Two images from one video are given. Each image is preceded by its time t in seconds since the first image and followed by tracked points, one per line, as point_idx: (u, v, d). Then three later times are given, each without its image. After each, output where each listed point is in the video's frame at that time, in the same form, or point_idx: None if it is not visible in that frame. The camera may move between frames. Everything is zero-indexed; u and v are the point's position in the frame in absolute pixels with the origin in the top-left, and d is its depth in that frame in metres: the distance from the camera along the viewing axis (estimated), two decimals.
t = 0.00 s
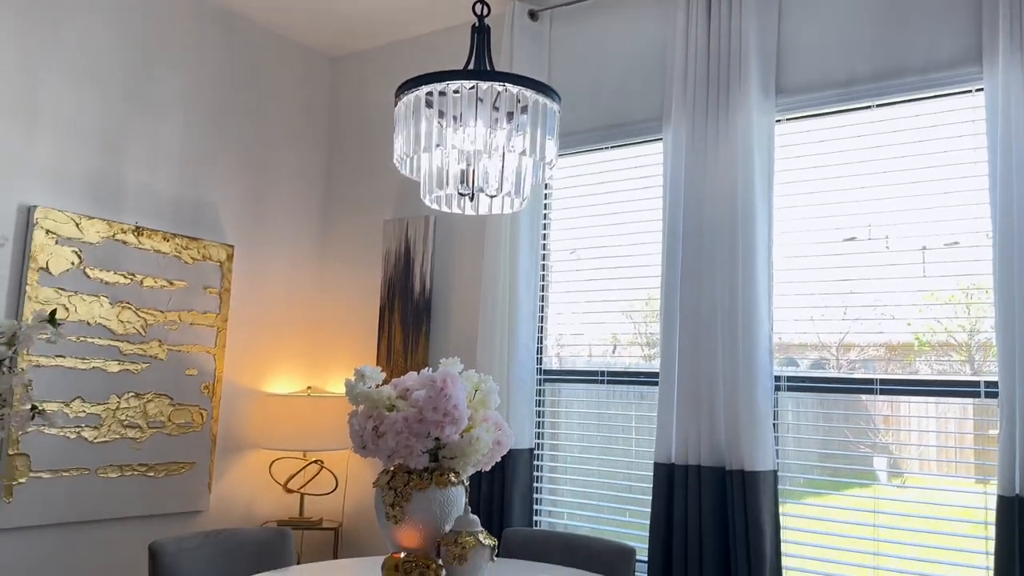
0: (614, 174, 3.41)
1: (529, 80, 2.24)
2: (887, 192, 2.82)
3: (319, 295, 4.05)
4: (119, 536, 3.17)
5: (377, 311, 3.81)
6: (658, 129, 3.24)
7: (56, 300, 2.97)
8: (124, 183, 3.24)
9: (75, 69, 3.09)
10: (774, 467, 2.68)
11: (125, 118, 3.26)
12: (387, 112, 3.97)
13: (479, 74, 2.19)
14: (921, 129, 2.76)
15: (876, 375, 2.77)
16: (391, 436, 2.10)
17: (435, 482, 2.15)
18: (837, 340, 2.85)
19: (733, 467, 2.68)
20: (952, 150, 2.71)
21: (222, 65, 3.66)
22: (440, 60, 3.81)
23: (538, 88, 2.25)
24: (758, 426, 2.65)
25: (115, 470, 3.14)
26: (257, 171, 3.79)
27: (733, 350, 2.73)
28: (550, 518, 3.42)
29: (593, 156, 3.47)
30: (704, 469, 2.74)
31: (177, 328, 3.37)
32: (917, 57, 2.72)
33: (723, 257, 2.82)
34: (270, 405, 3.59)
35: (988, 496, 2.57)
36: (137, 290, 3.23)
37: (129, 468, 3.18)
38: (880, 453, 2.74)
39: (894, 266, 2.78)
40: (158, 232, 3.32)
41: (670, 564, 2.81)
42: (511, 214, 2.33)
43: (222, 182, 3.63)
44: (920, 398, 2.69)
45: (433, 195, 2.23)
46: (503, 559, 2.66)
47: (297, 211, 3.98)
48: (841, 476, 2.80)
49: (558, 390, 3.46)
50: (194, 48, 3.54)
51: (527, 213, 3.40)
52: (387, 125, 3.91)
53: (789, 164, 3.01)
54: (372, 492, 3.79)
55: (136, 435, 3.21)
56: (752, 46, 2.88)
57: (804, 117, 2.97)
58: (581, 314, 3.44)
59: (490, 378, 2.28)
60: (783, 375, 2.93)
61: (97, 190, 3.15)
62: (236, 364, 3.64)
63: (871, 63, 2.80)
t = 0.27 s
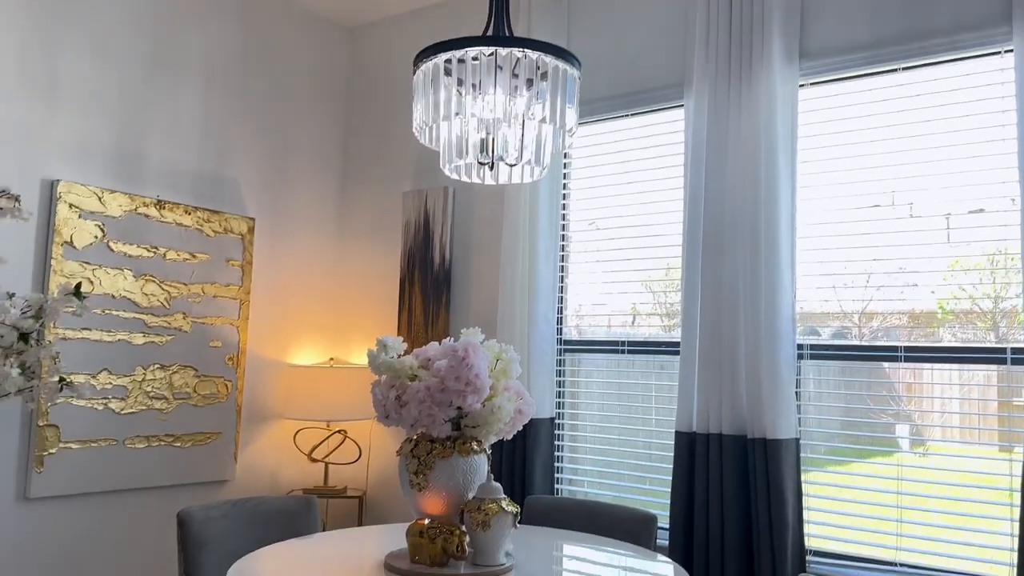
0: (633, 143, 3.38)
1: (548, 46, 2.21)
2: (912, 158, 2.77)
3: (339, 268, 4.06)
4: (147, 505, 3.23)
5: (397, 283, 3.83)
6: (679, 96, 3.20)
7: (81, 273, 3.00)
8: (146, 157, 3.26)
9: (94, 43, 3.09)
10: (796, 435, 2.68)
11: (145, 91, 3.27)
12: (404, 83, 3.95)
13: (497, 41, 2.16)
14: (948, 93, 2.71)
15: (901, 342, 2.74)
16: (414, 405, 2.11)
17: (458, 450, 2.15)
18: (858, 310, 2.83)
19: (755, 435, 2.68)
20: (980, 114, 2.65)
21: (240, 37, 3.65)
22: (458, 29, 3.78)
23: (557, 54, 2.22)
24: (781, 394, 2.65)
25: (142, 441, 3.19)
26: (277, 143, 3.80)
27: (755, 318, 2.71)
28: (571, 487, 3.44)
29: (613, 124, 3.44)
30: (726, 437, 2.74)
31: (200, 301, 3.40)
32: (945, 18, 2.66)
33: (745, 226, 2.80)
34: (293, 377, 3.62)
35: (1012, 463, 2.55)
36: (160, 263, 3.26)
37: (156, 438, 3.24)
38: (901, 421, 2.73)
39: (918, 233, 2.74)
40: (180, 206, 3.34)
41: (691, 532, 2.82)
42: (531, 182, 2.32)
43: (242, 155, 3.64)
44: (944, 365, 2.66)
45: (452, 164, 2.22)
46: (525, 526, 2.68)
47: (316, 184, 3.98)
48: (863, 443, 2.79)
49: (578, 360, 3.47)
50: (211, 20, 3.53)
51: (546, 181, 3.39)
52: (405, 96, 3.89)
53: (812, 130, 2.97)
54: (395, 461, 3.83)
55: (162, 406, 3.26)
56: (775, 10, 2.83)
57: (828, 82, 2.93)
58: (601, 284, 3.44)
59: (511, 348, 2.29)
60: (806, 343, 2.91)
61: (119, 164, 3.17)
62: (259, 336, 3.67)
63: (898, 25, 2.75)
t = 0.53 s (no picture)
0: (649, 112, 3.35)
1: (565, 11, 2.19)
2: (934, 124, 2.73)
3: (355, 241, 4.06)
4: (171, 475, 3.28)
5: (414, 255, 3.83)
6: (697, 64, 3.16)
7: (102, 247, 3.03)
8: (162, 131, 3.26)
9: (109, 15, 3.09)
10: (816, 404, 2.67)
11: (160, 64, 3.27)
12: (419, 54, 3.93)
13: (514, 6, 2.15)
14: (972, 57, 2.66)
15: (923, 310, 2.71)
16: (432, 375, 2.12)
17: (477, 419, 2.16)
18: (878, 281, 2.80)
19: (774, 404, 2.67)
20: (1005, 79, 2.61)
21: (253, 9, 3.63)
22: None
23: (575, 19, 2.20)
24: (800, 362, 2.63)
25: (165, 412, 3.23)
26: (293, 115, 3.79)
27: (775, 286, 2.70)
28: (589, 456, 3.46)
29: (629, 93, 3.41)
30: (744, 406, 2.73)
31: (220, 274, 3.43)
32: None
33: (765, 195, 2.76)
34: (312, 350, 3.65)
35: None
36: (179, 236, 3.28)
37: (178, 409, 3.28)
38: (921, 390, 2.71)
39: (939, 201, 2.70)
40: (197, 179, 3.35)
41: (709, 501, 2.83)
42: (548, 151, 2.31)
43: (258, 128, 3.64)
44: (965, 333, 2.63)
45: (469, 134, 2.20)
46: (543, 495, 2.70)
47: (332, 157, 3.98)
48: (882, 412, 2.78)
49: (595, 331, 3.47)
50: None
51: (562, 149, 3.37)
52: (420, 66, 3.87)
53: (833, 97, 2.92)
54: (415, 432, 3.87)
55: (184, 378, 3.29)
56: None
57: (850, 47, 2.88)
58: (617, 255, 3.42)
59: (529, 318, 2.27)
60: (826, 312, 2.89)
61: (137, 137, 3.18)
62: (278, 309, 3.69)
63: None
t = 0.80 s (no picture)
0: (665, 81, 3.31)
1: None
2: (956, 90, 2.68)
3: (370, 214, 4.06)
4: (190, 445, 3.31)
5: (428, 228, 3.83)
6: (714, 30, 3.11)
7: (118, 220, 3.04)
8: (177, 103, 3.26)
9: None
10: (833, 373, 2.65)
11: (173, 36, 3.25)
12: (432, 24, 3.90)
13: None
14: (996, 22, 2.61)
15: (942, 279, 2.68)
16: (448, 346, 2.12)
17: (493, 389, 2.17)
18: (895, 252, 2.77)
19: (791, 374, 2.66)
20: None
21: None
22: None
23: None
24: (818, 332, 2.62)
25: (184, 384, 3.26)
26: (306, 87, 3.78)
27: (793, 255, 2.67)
28: (604, 426, 3.48)
29: (645, 62, 3.37)
30: (760, 376, 2.72)
31: (236, 246, 3.44)
32: None
33: (783, 164, 2.73)
34: (328, 323, 3.67)
35: None
36: (194, 209, 3.29)
37: (197, 381, 3.31)
38: (938, 361, 2.69)
39: (959, 169, 2.66)
40: (212, 152, 3.35)
41: (725, 470, 2.84)
42: (563, 118, 2.31)
43: (272, 100, 3.63)
44: (985, 301, 2.61)
45: (484, 102, 2.19)
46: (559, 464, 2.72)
47: (345, 129, 3.97)
48: (899, 382, 2.76)
49: (610, 302, 3.46)
50: None
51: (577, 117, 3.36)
52: (433, 36, 3.84)
53: (853, 62, 2.88)
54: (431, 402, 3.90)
55: (202, 350, 3.32)
56: None
57: (870, 12, 2.83)
58: (632, 227, 3.41)
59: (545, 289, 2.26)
60: (844, 281, 2.87)
61: (151, 110, 3.17)
62: (294, 282, 3.71)
63: None
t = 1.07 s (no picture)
0: (678, 52, 3.27)
1: None
2: (974, 60, 2.64)
3: (381, 189, 4.06)
4: (205, 418, 3.35)
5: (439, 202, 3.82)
6: None
7: (130, 194, 3.05)
8: (187, 77, 3.25)
9: None
10: (846, 344, 2.64)
11: (183, 8, 3.24)
12: None
13: None
14: None
15: (958, 250, 2.65)
16: (460, 318, 2.12)
17: (505, 361, 2.17)
18: (909, 224, 2.74)
19: (804, 345, 2.65)
20: None
21: None
22: None
23: None
24: (831, 303, 2.61)
25: (199, 357, 3.29)
26: (316, 60, 3.76)
27: (807, 225, 2.65)
28: (616, 399, 3.49)
29: (657, 32, 3.34)
30: (773, 348, 2.72)
31: (248, 221, 3.45)
32: None
33: (797, 134, 2.71)
34: (341, 296, 3.68)
35: None
36: (206, 183, 3.29)
37: (211, 355, 3.33)
38: (952, 335, 2.68)
39: (976, 139, 2.63)
40: (223, 125, 3.35)
41: (737, 442, 2.84)
42: (575, 87, 2.28)
43: (282, 73, 3.62)
44: (1001, 272, 2.58)
45: (494, 72, 2.18)
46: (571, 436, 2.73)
47: (356, 102, 3.95)
48: (913, 354, 2.75)
49: (622, 275, 3.45)
50: None
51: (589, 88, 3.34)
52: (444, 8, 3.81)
53: (869, 31, 2.83)
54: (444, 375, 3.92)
55: (216, 324, 3.34)
56: None
57: None
58: (644, 201, 3.39)
59: (556, 262, 2.25)
60: (858, 253, 2.84)
61: (161, 83, 3.17)
62: (306, 256, 3.71)
63: None
